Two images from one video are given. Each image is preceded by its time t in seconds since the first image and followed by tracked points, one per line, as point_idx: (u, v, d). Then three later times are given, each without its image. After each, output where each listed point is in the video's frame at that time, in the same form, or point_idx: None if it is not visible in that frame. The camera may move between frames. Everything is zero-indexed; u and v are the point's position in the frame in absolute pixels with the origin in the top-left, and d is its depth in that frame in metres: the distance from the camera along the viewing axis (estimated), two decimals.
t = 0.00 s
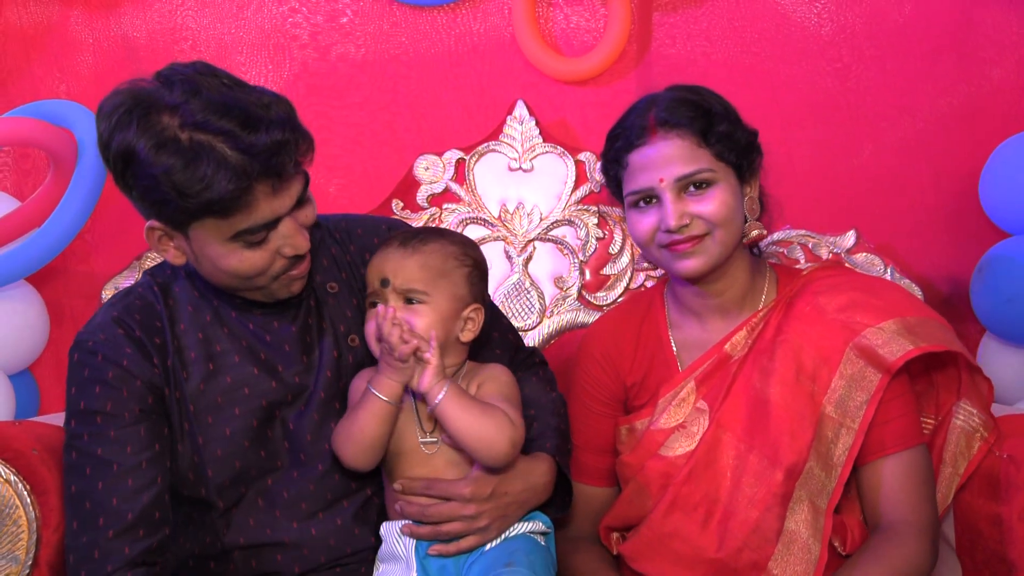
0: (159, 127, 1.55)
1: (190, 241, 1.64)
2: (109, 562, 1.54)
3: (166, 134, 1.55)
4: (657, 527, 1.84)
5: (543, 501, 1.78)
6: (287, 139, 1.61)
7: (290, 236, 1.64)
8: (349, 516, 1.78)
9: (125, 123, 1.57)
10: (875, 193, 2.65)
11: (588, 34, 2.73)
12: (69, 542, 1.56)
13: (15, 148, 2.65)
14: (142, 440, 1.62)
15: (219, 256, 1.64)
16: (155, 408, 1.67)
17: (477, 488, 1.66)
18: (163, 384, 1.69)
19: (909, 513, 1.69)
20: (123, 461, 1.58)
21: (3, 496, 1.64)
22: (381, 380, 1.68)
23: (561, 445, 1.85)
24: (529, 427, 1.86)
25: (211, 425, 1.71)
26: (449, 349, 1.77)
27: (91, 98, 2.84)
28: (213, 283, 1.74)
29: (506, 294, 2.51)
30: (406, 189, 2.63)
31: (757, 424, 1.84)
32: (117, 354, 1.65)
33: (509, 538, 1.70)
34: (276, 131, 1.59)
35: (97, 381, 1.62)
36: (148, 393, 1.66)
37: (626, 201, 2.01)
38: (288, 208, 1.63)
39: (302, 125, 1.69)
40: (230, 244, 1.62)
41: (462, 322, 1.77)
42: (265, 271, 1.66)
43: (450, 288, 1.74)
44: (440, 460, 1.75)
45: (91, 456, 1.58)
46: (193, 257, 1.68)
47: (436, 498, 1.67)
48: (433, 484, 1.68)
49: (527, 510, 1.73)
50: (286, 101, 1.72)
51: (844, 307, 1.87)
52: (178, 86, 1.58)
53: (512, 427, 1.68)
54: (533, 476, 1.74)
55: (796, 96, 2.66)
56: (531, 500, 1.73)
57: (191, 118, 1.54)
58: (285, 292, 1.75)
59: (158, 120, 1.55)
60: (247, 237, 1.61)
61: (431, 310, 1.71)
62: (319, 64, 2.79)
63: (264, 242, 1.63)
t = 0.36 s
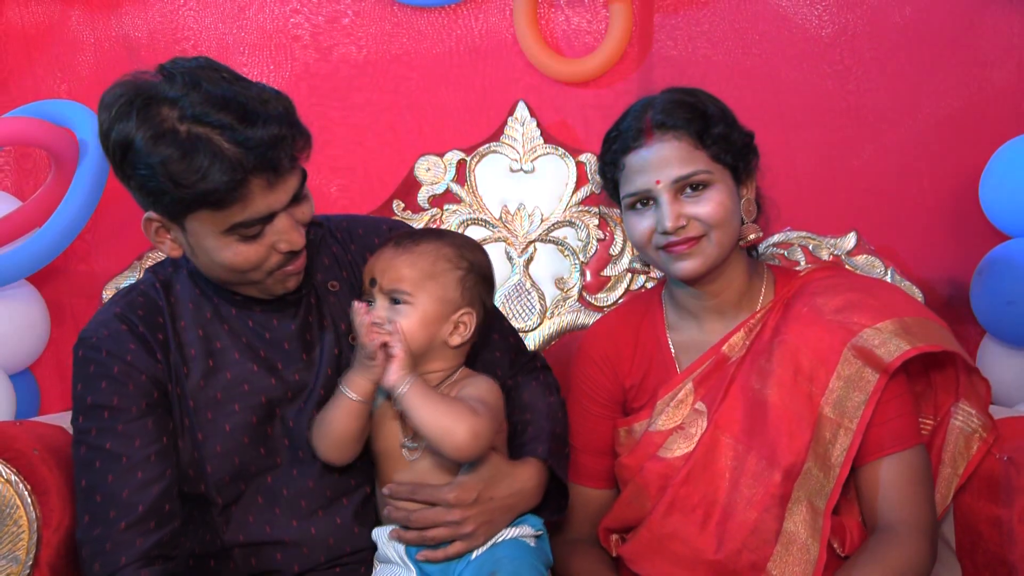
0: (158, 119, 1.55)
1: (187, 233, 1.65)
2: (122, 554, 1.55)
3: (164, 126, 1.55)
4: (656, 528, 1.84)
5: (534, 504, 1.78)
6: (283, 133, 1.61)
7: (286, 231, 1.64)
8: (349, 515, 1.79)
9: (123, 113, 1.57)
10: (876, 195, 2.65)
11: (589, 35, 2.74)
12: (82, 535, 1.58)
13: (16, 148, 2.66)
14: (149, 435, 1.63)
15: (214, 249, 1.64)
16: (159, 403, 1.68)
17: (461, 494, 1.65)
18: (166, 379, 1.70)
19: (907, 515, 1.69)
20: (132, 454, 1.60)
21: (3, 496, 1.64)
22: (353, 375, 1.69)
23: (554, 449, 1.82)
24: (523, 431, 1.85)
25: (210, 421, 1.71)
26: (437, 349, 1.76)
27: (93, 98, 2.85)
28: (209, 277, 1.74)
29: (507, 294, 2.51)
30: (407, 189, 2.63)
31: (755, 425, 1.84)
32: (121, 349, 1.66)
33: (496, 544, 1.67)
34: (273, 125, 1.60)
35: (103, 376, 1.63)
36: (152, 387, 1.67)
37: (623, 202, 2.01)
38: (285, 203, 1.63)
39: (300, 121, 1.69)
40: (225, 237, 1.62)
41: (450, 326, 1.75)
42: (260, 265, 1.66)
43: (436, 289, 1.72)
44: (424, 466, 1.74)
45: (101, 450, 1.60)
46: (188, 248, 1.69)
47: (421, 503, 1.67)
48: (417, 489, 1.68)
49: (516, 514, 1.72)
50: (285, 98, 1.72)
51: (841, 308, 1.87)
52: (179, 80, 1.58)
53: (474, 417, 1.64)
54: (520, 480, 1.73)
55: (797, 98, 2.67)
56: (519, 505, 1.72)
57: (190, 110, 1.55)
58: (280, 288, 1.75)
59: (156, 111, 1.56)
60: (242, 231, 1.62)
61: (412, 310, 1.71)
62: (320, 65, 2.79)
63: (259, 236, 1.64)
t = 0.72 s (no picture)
0: (154, 116, 1.56)
1: (184, 231, 1.65)
2: (131, 549, 1.56)
3: (160, 123, 1.55)
4: (655, 528, 1.84)
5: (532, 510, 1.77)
6: (278, 131, 1.61)
7: (283, 229, 1.65)
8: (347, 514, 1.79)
9: (120, 112, 1.58)
10: (875, 196, 2.65)
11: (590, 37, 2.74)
12: (90, 531, 1.59)
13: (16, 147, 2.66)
14: (152, 431, 1.64)
15: (212, 247, 1.64)
16: (161, 400, 1.68)
17: (455, 499, 1.65)
18: (167, 377, 1.70)
19: (906, 515, 1.69)
20: (137, 449, 1.61)
21: (3, 496, 1.64)
22: (346, 375, 1.69)
23: (551, 454, 1.82)
24: (522, 436, 1.85)
25: (210, 419, 1.72)
26: (437, 354, 1.76)
27: (93, 98, 2.85)
28: (208, 276, 1.74)
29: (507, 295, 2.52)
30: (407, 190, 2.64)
31: (754, 425, 1.84)
32: (121, 347, 1.66)
33: (492, 549, 1.68)
34: (269, 123, 1.60)
35: (105, 373, 1.64)
36: (153, 384, 1.67)
37: (619, 205, 2.01)
38: (281, 200, 1.63)
39: (296, 119, 1.70)
40: (221, 235, 1.63)
41: (449, 332, 1.74)
42: (257, 263, 1.66)
43: (435, 295, 1.72)
44: (418, 471, 1.75)
45: (105, 446, 1.60)
46: (186, 246, 1.69)
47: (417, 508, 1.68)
48: (413, 493, 1.68)
49: (511, 521, 1.71)
50: (283, 96, 1.72)
51: (840, 308, 1.87)
52: (175, 78, 1.59)
53: (469, 418, 1.64)
54: (516, 486, 1.72)
55: (796, 100, 2.67)
56: (514, 512, 1.71)
57: (186, 108, 1.55)
58: (279, 287, 1.75)
59: (153, 109, 1.56)
60: (238, 228, 1.62)
61: (410, 315, 1.71)
62: (320, 65, 2.80)
63: (257, 234, 1.64)
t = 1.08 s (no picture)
0: (149, 115, 1.56)
1: (181, 231, 1.66)
2: (145, 546, 1.57)
3: (154, 122, 1.56)
4: (657, 525, 1.85)
5: (526, 514, 1.75)
6: (272, 128, 1.61)
7: (278, 227, 1.65)
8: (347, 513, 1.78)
9: (115, 112, 1.59)
10: (875, 195, 2.65)
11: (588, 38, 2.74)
12: (101, 529, 1.60)
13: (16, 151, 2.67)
14: (157, 429, 1.65)
15: (207, 246, 1.65)
16: (164, 400, 1.69)
17: (450, 502, 1.64)
18: (168, 377, 1.71)
19: (908, 514, 1.69)
20: (144, 447, 1.62)
21: (7, 499, 1.64)
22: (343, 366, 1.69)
23: (551, 458, 1.82)
24: (522, 438, 1.85)
25: (212, 418, 1.72)
26: (444, 360, 1.75)
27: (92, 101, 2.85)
28: (208, 277, 1.75)
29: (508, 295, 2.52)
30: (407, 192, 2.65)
31: (755, 421, 1.85)
32: (123, 347, 1.67)
33: (488, 552, 1.68)
34: (261, 120, 1.60)
35: (108, 372, 1.64)
36: (155, 384, 1.68)
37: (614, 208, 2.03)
38: (276, 198, 1.63)
39: (292, 119, 1.70)
40: (217, 234, 1.63)
41: (460, 337, 1.73)
42: (253, 263, 1.66)
43: (448, 299, 1.71)
44: (413, 472, 1.72)
45: (111, 444, 1.61)
46: (184, 246, 1.70)
47: (411, 509, 1.66)
48: (407, 494, 1.67)
49: (508, 524, 1.70)
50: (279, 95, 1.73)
51: (841, 306, 1.87)
52: (170, 78, 1.59)
53: (462, 409, 1.64)
54: (511, 491, 1.71)
55: (795, 99, 2.68)
56: (510, 516, 1.70)
57: (180, 107, 1.56)
58: (276, 287, 1.75)
59: (147, 108, 1.57)
60: (234, 228, 1.62)
61: (422, 317, 1.70)
62: (320, 67, 2.80)
63: (252, 233, 1.64)
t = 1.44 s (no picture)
0: (160, 116, 1.57)
1: (194, 233, 1.66)
2: (151, 542, 1.57)
3: (166, 122, 1.56)
4: (660, 520, 1.86)
5: (523, 511, 1.75)
6: (282, 126, 1.62)
7: (291, 227, 1.65)
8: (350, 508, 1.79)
9: (126, 114, 1.60)
10: (878, 195, 2.66)
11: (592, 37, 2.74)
12: (107, 525, 1.60)
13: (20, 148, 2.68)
14: (162, 426, 1.66)
15: (221, 248, 1.65)
16: (166, 400, 1.70)
17: (446, 496, 1.64)
18: (171, 376, 1.72)
19: (913, 513, 1.69)
20: (149, 444, 1.63)
21: (12, 494, 1.65)
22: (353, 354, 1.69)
23: (549, 455, 1.81)
24: (522, 436, 1.85)
25: (217, 417, 1.73)
26: (454, 356, 1.75)
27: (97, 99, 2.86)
28: (219, 281, 1.75)
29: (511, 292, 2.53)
30: (410, 191, 2.65)
31: (758, 418, 1.85)
32: (125, 345, 1.67)
33: (486, 548, 1.67)
34: (273, 118, 1.61)
35: (112, 370, 1.65)
36: (156, 383, 1.68)
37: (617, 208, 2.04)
38: (290, 198, 1.64)
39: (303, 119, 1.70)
40: (231, 234, 1.63)
41: (472, 335, 1.73)
42: (267, 265, 1.66)
43: (465, 296, 1.71)
44: (413, 465, 1.73)
45: (116, 441, 1.62)
46: (197, 250, 1.70)
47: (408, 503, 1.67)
48: (404, 488, 1.68)
49: (504, 521, 1.70)
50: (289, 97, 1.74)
51: (846, 304, 1.88)
52: (182, 79, 1.60)
53: (475, 394, 1.64)
54: (508, 487, 1.70)
55: (799, 99, 2.67)
56: (506, 512, 1.70)
57: (193, 106, 1.57)
58: (289, 292, 1.75)
59: (159, 109, 1.57)
60: (247, 227, 1.63)
61: (438, 309, 1.71)
62: (324, 65, 2.80)
63: (265, 234, 1.65)
